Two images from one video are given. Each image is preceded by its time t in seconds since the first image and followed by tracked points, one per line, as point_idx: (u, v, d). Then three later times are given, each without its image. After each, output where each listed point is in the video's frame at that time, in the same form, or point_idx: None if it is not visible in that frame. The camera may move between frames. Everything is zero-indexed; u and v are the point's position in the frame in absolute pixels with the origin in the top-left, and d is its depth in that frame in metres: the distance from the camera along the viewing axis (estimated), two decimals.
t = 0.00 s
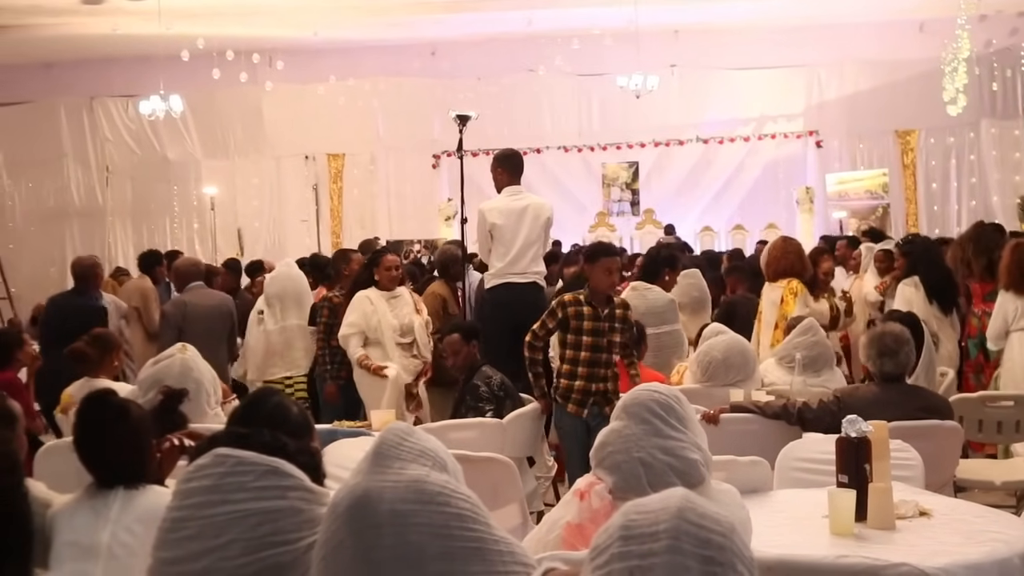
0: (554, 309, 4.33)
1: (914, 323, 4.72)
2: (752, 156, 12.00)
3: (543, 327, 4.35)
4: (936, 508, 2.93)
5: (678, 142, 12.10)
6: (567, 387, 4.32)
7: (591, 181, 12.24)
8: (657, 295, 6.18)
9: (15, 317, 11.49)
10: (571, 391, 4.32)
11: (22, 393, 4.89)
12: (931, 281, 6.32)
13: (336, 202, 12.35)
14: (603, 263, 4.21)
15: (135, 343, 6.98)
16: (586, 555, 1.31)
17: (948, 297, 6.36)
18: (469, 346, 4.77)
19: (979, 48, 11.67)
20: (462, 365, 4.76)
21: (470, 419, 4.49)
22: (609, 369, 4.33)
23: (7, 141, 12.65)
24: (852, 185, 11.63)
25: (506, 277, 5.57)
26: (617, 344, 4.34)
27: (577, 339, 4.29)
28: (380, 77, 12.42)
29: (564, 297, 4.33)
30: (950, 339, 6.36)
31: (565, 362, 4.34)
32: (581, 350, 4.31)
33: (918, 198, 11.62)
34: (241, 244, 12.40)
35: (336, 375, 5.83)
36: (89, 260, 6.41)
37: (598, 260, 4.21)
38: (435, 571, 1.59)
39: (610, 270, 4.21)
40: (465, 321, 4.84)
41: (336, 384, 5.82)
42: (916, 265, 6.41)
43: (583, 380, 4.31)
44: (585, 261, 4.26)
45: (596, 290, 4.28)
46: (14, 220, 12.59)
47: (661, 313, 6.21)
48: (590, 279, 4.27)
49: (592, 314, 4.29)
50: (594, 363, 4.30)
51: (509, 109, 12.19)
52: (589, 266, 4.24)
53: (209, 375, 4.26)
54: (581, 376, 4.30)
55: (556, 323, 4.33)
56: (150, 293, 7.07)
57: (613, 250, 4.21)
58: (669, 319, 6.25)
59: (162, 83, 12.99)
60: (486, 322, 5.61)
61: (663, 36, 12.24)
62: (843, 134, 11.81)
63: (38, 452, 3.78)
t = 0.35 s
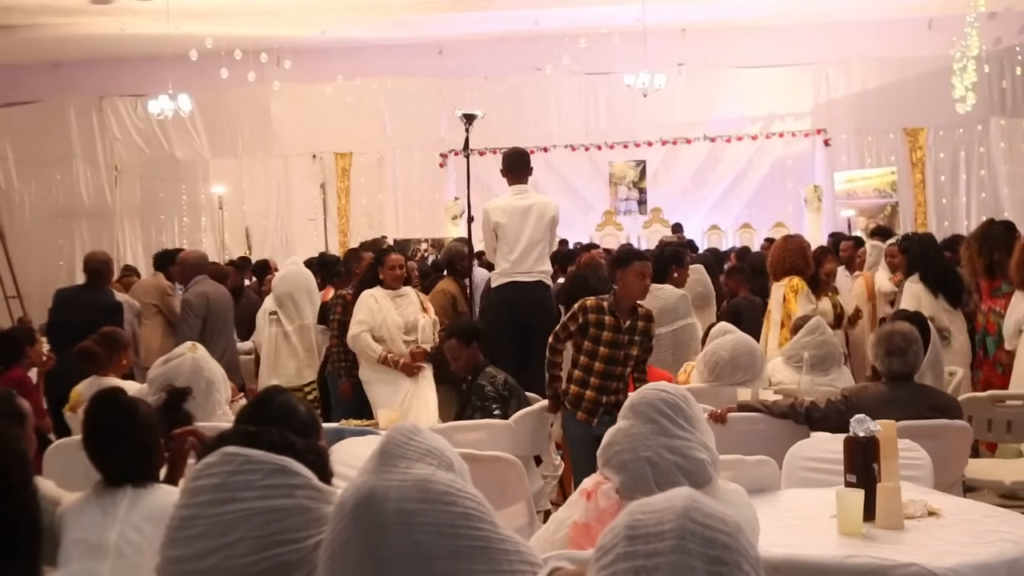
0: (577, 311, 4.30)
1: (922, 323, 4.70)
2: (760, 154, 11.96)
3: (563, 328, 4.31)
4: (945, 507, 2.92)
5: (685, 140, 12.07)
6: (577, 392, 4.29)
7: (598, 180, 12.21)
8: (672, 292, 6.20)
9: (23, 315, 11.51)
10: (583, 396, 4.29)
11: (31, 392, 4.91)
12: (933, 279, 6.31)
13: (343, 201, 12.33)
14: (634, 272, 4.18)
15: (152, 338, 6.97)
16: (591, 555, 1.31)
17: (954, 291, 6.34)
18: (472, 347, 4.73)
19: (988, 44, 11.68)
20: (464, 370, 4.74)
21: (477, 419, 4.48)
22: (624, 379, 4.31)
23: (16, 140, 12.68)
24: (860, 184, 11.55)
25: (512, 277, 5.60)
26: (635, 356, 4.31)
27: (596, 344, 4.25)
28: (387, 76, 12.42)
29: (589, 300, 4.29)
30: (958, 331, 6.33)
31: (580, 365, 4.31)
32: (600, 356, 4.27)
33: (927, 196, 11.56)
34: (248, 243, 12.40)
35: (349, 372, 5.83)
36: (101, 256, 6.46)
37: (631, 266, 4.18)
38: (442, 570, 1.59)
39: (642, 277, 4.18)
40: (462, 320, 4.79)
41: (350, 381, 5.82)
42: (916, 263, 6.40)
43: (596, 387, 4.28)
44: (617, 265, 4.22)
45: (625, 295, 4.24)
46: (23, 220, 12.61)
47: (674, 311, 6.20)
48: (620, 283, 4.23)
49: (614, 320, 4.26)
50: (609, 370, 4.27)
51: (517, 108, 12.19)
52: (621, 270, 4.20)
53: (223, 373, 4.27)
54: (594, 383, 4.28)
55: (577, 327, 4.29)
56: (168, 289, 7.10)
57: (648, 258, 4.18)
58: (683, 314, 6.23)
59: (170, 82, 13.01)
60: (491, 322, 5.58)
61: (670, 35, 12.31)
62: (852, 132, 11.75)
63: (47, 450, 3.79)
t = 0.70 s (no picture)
0: (592, 308, 4.29)
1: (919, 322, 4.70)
2: (757, 154, 11.94)
3: (578, 325, 4.29)
4: (940, 507, 2.92)
5: (682, 140, 12.07)
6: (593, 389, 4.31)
7: (595, 180, 12.19)
8: (689, 292, 6.27)
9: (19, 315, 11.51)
10: (600, 393, 4.30)
11: (27, 393, 4.90)
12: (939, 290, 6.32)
13: (340, 201, 12.32)
14: (654, 266, 4.21)
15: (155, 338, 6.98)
16: (586, 555, 1.30)
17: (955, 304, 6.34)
18: (467, 349, 4.68)
19: (985, 45, 11.70)
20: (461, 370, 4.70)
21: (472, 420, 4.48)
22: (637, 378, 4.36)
23: (13, 139, 12.70)
24: (857, 184, 11.50)
25: (508, 276, 5.60)
26: (649, 350, 4.36)
27: (612, 341, 4.27)
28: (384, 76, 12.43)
29: (605, 296, 4.29)
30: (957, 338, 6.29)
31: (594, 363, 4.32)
32: (616, 352, 4.30)
33: (924, 196, 11.51)
34: (245, 242, 12.37)
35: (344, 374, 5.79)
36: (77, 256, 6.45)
37: (651, 261, 4.21)
38: (437, 570, 1.60)
39: (663, 271, 4.22)
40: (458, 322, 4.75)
41: (344, 382, 5.77)
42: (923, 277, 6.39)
43: (613, 382, 4.31)
44: (635, 260, 4.24)
45: (641, 289, 4.27)
46: (20, 219, 12.61)
47: (684, 311, 6.26)
48: (637, 278, 4.25)
49: (631, 317, 4.29)
50: (626, 365, 4.31)
51: (514, 108, 12.21)
52: (641, 266, 4.22)
53: (217, 370, 4.27)
54: (610, 379, 4.31)
55: (592, 323, 4.29)
56: (168, 291, 7.13)
57: (667, 253, 4.24)
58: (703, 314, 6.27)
59: (168, 81, 13.02)
60: (488, 322, 5.60)
61: (667, 35, 12.34)
62: (849, 132, 11.73)
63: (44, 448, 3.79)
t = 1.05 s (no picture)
0: (585, 311, 4.28)
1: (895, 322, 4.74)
2: (737, 155, 11.99)
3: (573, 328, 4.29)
4: (916, 506, 2.94)
5: (662, 141, 12.10)
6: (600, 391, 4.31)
7: (575, 179, 12.20)
8: (698, 289, 6.17)
9: None
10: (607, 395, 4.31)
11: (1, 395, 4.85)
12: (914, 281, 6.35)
13: (320, 201, 12.27)
14: (639, 257, 4.15)
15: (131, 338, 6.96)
16: (559, 555, 1.31)
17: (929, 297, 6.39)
18: (459, 343, 4.74)
19: (961, 47, 11.83)
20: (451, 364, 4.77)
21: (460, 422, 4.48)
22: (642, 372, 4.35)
23: None
24: (835, 185, 11.63)
25: (485, 276, 5.60)
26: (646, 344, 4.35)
27: (610, 342, 4.24)
28: (364, 76, 12.39)
29: (596, 295, 4.26)
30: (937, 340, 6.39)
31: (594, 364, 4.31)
32: (616, 351, 4.27)
33: (901, 197, 11.64)
34: (224, 243, 12.32)
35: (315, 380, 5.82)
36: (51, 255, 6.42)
37: (634, 253, 4.15)
38: (415, 571, 1.60)
39: (648, 263, 4.14)
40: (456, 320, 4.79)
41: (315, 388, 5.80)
42: (895, 269, 6.42)
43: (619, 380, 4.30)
44: (619, 255, 4.18)
45: (630, 283, 4.22)
46: None
47: (695, 309, 6.15)
48: (625, 274, 4.20)
49: (626, 313, 4.25)
50: (629, 362, 4.30)
51: (494, 109, 12.22)
52: (624, 260, 4.16)
53: (189, 367, 4.25)
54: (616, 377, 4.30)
55: (588, 327, 4.28)
56: (147, 291, 7.14)
57: (650, 241, 4.15)
58: (713, 313, 6.17)
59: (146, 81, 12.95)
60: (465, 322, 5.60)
61: (647, 36, 12.38)
62: (827, 133, 11.82)
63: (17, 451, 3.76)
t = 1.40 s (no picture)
0: (583, 322, 4.39)
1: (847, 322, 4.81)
2: (693, 156, 12.07)
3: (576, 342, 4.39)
4: (865, 503, 2.99)
5: (620, 142, 12.15)
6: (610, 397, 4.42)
7: (533, 180, 12.23)
8: (673, 291, 6.15)
9: None
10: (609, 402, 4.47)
11: None
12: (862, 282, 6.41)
13: (276, 202, 12.18)
14: (625, 260, 4.33)
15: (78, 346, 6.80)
16: (509, 556, 1.30)
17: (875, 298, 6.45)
18: (422, 346, 4.70)
19: (912, 51, 11.97)
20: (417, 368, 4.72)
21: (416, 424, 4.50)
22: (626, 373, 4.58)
23: None
24: (790, 187, 11.70)
25: (441, 277, 5.60)
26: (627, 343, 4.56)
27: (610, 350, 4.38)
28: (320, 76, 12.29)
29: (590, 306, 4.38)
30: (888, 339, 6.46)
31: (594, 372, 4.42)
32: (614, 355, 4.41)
33: (855, 198, 11.80)
34: (178, 244, 12.20)
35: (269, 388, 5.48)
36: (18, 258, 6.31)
37: (613, 256, 4.32)
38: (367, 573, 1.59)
39: (625, 263, 4.32)
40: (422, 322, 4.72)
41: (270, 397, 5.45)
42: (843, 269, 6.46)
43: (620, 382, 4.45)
44: (598, 262, 4.33)
45: (610, 285, 4.39)
46: None
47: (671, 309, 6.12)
48: (607, 280, 4.37)
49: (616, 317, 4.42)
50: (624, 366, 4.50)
51: (453, 110, 12.23)
52: (604, 263, 4.32)
53: (145, 368, 4.20)
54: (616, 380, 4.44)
55: (589, 338, 4.40)
56: (96, 297, 6.93)
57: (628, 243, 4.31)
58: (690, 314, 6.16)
59: (98, 80, 12.77)
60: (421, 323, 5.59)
61: (605, 38, 12.46)
62: (782, 135, 11.96)
63: None
